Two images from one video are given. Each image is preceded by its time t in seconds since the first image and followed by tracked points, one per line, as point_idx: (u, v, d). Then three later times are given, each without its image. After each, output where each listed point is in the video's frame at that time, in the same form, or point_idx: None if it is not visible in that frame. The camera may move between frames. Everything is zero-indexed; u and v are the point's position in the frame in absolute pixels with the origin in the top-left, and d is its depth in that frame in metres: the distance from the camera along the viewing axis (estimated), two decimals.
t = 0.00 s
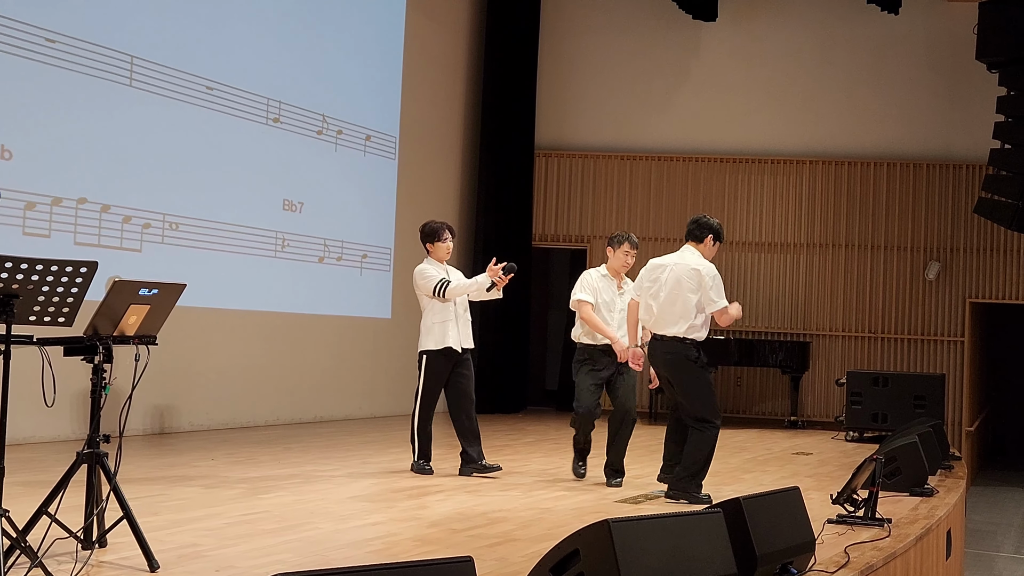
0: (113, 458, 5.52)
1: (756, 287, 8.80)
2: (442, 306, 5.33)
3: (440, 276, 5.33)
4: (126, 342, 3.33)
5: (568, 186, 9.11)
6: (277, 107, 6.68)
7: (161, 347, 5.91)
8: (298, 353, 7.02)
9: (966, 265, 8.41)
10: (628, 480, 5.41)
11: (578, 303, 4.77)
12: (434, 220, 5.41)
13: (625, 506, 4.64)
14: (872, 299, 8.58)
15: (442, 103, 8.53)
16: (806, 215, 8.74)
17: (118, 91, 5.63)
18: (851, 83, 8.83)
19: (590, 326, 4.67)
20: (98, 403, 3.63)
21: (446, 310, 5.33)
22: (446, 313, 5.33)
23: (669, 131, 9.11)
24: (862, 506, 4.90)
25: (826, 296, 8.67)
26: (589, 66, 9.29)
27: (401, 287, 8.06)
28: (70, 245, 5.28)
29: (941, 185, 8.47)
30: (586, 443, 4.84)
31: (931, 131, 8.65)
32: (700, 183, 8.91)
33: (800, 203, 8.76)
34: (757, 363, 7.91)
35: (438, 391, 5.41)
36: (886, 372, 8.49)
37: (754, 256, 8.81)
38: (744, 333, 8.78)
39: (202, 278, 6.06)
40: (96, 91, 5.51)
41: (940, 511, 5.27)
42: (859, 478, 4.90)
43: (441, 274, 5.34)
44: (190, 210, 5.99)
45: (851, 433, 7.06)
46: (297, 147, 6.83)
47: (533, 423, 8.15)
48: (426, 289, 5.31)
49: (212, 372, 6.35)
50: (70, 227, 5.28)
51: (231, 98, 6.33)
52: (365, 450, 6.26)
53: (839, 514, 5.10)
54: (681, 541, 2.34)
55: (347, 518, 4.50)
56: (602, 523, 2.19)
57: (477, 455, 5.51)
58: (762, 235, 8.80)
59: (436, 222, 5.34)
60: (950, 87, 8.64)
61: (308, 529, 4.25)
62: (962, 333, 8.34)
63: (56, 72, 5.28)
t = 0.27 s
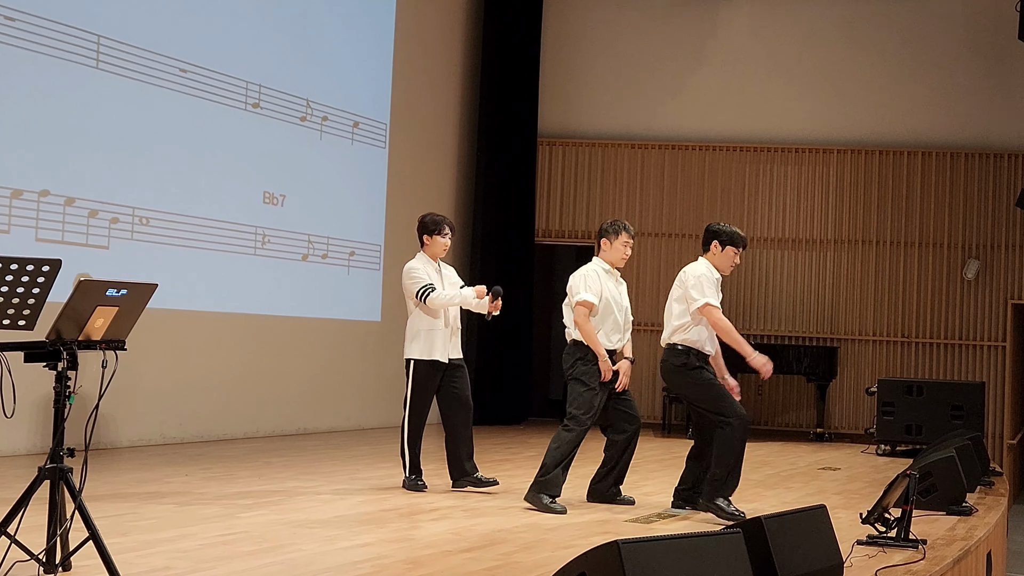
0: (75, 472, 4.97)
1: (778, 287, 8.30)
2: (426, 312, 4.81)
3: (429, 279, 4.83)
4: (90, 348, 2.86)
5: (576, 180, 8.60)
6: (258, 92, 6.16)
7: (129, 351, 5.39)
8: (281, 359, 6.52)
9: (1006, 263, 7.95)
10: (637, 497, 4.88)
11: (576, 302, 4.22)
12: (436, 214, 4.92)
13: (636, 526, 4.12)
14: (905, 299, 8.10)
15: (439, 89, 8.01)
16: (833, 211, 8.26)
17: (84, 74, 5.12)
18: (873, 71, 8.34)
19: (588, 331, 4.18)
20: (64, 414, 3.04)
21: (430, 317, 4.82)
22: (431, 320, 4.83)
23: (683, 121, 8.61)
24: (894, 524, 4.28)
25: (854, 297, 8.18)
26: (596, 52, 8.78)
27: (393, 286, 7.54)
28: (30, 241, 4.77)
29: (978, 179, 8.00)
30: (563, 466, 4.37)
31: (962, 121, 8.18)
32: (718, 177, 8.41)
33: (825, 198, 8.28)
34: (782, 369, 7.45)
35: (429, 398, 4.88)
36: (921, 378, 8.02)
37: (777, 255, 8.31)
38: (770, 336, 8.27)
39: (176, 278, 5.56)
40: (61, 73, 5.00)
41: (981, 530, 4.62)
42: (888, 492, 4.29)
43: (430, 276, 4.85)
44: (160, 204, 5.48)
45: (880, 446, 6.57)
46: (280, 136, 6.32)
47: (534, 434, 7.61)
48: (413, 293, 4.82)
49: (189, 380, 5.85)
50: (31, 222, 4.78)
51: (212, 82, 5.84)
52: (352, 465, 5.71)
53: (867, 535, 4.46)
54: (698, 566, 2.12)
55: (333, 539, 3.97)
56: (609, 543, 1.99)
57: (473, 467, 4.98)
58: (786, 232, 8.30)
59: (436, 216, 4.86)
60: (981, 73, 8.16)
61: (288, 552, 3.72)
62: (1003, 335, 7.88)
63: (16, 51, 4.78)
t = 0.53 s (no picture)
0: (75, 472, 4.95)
1: (778, 287, 8.29)
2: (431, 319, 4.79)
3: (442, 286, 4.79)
4: (90, 348, 2.85)
5: (576, 179, 8.58)
6: (258, 91, 6.14)
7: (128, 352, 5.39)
8: (281, 360, 6.52)
9: (1008, 263, 7.93)
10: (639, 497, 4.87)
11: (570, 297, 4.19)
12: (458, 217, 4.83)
13: (636, 526, 4.10)
14: (906, 299, 8.09)
15: (439, 89, 7.99)
16: (833, 211, 8.24)
17: (85, 74, 5.11)
18: (875, 71, 8.33)
19: (581, 329, 4.14)
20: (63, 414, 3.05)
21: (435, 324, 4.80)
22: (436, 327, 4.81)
23: (683, 121, 8.60)
24: (895, 522, 4.29)
25: (854, 297, 8.17)
26: (597, 52, 8.76)
27: (392, 286, 7.53)
28: (30, 241, 4.77)
29: (978, 179, 7.99)
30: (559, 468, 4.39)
31: (962, 121, 8.16)
32: (718, 177, 8.40)
33: (826, 198, 8.26)
34: (781, 369, 7.43)
35: (440, 406, 4.88)
36: (920, 378, 8.00)
37: (777, 255, 8.30)
38: (770, 336, 8.26)
39: (176, 278, 5.55)
40: (61, 74, 4.99)
41: (982, 530, 4.63)
42: (889, 493, 4.28)
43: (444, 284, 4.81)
44: (163, 203, 5.48)
45: (882, 448, 6.55)
46: (280, 136, 6.30)
47: (534, 435, 7.59)
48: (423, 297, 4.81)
49: (189, 380, 5.85)
50: (31, 222, 4.77)
51: (212, 82, 5.83)
52: (352, 466, 5.69)
53: (870, 534, 4.47)
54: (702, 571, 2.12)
55: (334, 539, 3.96)
56: (611, 545, 1.99)
57: (478, 467, 4.99)
58: (786, 232, 8.29)
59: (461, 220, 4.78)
60: (982, 73, 8.15)
61: (290, 552, 3.71)
62: (1003, 335, 7.87)
63: (16, 51, 4.77)
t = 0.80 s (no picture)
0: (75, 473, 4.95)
1: (779, 287, 8.28)
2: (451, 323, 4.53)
3: (472, 291, 4.52)
4: (90, 348, 2.85)
5: (576, 179, 8.58)
6: (258, 91, 6.14)
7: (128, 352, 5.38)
8: (281, 359, 6.52)
9: (1008, 263, 7.93)
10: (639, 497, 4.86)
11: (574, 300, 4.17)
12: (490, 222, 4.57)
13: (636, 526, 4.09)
14: (906, 299, 8.09)
15: (439, 89, 7.99)
16: (833, 211, 8.24)
17: (86, 74, 5.11)
18: (876, 72, 8.33)
19: (581, 333, 4.12)
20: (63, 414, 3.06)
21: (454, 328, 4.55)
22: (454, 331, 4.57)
23: (684, 121, 8.60)
24: (897, 522, 4.28)
25: (854, 297, 8.17)
26: (597, 52, 8.76)
27: (392, 285, 7.53)
28: (30, 241, 4.77)
29: (979, 179, 7.99)
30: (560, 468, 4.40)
31: (962, 121, 8.16)
32: (718, 177, 8.40)
33: (826, 198, 8.26)
34: (781, 369, 7.42)
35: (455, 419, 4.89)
36: (920, 378, 8.00)
37: (777, 255, 8.30)
38: (770, 336, 8.26)
39: (176, 279, 5.55)
40: (61, 75, 4.99)
41: (983, 530, 4.62)
42: (889, 493, 4.27)
43: (475, 290, 4.53)
44: (164, 203, 5.48)
45: (882, 448, 6.55)
46: (279, 136, 6.29)
47: (534, 435, 7.58)
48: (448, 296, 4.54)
49: (189, 380, 5.85)
50: (31, 222, 4.77)
51: (213, 82, 5.83)
52: (352, 467, 5.69)
53: (871, 534, 4.46)
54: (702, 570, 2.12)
55: (335, 539, 3.95)
56: (612, 542, 1.98)
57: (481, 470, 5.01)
58: (786, 232, 8.29)
59: (489, 226, 4.54)
60: (982, 73, 8.15)
61: (291, 552, 3.71)
62: (1003, 336, 7.86)
63: (15, 51, 4.77)
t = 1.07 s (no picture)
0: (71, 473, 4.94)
1: (774, 287, 8.29)
2: (447, 324, 4.52)
3: (470, 291, 4.52)
4: (85, 349, 2.84)
5: (572, 179, 8.58)
6: (254, 91, 6.14)
7: (124, 351, 5.37)
8: (278, 359, 6.51)
9: (1002, 263, 7.95)
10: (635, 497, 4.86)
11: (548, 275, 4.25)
12: (510, 232, 4.55)
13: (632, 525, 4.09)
14: (901, 299, 8.10)
15: (435, 89, 7.99)
16: (829, 211, 8.26)
17: (81, 73, 5.11)
18: (871, 72, 8.34)
19: (553, 305, 4.19)
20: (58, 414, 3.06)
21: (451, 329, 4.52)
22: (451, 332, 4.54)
23: (680, 121, 8.60)
24: (892, 523, 4.28)
25: (850, 297, 8.18)
26: (593, 52, 8.77)
27: (388, 285, 7.53)
28: (26, 241, 4.76)
29: (975, 179, 8.00)
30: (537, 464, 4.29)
31: (958, 122, 8.18)
32: (714, 177, 8.41)
33: (822, 198, 8.27)
34: (776, 369, 7.43)
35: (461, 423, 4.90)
36: (915, 378, 8.01)
37: (772, 255, 8.31)
38: (766, 336, 8.27)
39: (172, 279, 5.55)
40: (56, 75, 4.98)
41: (978, 530, 4.63)
42: (884, 492, 4.27)
43: (472, 290, 4.52)
44: (160, 203, 5.47)
45: (878, 447, 6.56)
46: (275, 136, 6.29)
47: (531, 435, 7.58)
48: (445, 298, 4.55)
49: (185, 381, 5.84)
50: (27, 222, 4.76)
51: (208, 82, 5.82)
52: (348, 467, 5.68)
53: (865, 534, 4.46)
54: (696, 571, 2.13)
55: (331, 539, 3.95)
56: (606, 543, 1.99)
57: (478, 472, 5.01)
58: (782, 232, 8.30)
59: (512, 240, 4.51)
60: (978, 73, 8.16)
61: (287, 552, 3.70)
62: (998, 336, 7.88)
63: (11, 51, 4.76)
